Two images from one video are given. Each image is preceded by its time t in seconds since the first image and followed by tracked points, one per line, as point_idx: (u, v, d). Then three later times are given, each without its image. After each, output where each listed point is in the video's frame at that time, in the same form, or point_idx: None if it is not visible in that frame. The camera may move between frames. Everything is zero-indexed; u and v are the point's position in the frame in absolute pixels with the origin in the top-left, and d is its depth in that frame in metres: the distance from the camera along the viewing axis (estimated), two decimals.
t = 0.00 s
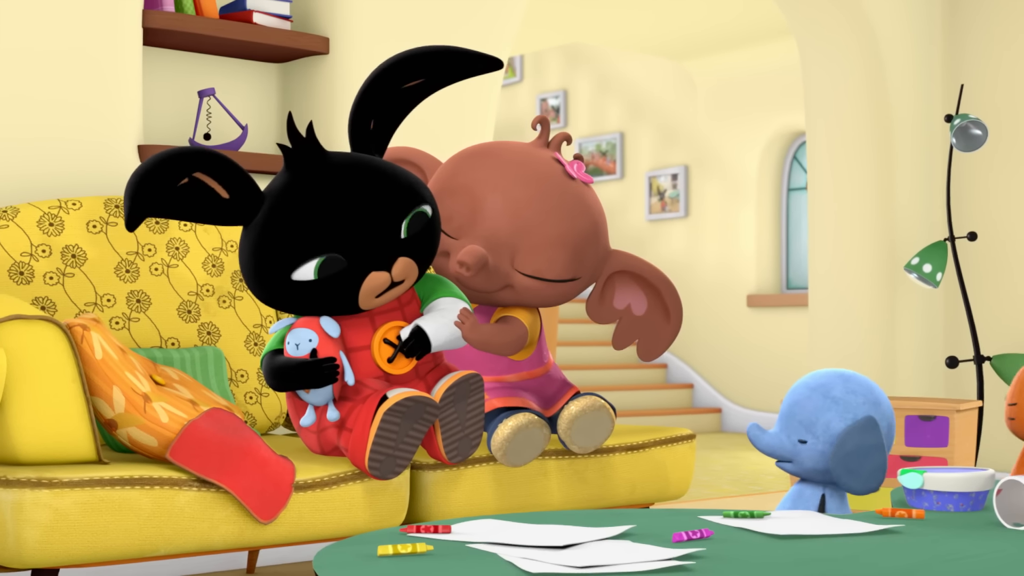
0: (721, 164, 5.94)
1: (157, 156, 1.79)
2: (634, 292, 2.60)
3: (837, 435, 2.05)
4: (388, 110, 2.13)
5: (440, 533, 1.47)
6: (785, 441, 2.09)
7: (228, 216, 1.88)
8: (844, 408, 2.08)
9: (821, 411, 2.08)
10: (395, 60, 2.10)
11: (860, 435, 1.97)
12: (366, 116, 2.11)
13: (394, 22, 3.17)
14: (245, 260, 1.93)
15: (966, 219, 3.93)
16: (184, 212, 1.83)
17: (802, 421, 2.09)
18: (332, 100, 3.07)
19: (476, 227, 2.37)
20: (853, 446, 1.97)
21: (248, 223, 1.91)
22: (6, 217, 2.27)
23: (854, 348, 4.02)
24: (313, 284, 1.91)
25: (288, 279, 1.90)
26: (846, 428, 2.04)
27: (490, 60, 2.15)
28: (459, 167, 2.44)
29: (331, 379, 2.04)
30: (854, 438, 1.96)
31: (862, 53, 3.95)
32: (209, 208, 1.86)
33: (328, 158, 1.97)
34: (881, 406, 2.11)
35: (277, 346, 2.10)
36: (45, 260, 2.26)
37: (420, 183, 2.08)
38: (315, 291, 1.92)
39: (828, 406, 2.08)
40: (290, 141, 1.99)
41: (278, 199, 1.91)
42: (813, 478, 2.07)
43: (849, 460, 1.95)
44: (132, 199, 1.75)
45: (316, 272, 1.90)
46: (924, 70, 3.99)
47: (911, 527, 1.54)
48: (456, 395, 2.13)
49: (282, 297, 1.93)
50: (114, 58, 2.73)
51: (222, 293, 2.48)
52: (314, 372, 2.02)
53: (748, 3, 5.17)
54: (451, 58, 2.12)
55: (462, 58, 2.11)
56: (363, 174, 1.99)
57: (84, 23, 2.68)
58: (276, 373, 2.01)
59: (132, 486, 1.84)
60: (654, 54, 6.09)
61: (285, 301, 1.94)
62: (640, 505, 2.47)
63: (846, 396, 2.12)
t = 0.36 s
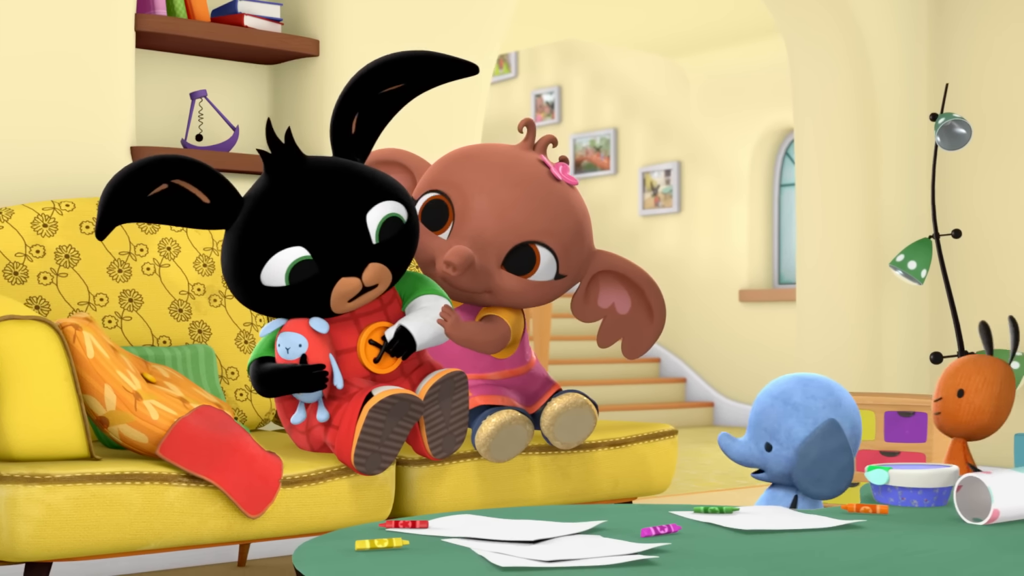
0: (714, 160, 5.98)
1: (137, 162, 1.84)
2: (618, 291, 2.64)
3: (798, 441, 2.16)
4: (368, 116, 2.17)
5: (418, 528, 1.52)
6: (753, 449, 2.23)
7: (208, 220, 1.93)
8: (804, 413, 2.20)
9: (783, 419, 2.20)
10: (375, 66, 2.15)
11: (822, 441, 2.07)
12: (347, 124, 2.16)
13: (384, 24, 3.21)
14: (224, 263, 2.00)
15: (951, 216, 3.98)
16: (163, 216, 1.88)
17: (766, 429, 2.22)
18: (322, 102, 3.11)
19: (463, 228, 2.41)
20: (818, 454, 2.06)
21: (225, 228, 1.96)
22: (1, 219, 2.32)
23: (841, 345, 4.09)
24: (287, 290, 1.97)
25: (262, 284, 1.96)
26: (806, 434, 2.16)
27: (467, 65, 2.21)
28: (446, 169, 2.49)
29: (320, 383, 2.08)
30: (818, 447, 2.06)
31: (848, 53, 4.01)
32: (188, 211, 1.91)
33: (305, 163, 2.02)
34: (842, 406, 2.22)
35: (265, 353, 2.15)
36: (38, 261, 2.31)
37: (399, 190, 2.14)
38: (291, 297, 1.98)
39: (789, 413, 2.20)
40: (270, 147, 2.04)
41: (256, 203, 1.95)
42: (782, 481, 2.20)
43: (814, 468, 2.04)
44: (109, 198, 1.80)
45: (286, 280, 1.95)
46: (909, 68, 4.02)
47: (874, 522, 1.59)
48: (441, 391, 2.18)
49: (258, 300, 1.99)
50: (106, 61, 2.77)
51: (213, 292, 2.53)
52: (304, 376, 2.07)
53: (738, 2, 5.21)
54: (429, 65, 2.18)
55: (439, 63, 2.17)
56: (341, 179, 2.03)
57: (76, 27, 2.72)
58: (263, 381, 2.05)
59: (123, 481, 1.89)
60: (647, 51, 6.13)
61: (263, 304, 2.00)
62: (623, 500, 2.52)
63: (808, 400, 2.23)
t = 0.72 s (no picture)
0: (707, 156, 6.04)
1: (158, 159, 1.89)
2: (604, 289, 2.69)
3: (780, 437, 2.24)
4: (367, 116, 2.23)
5: (396, 522, 1.58)
6: (735, 439, 2.30)
7: (218, 215, 1.99)
8: (789, 411, 2.26)
9: (767, 413, 2.28)
10: (379, 73, 2.22)
11: (803, 441, 2.20)
12: (348, 125, 2.23)
13: (374, 25, 3.27)
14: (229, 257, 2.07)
15: (936, 214, 4.03)
16: (179, 211, 1.93)
17: (750, 421, 2.29)
18: (312, 102, 3.17)
19: (451, 228, 2.44)
20: (796, 453, 2.20)
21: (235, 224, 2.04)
22: None
23: (827, 340, 4.20)
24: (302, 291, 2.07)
25: (276, 283, 2.05)
26: (790, 432, 2.23)
27: (472, 74, 2.29)
28: (434, 169, 2.52)
29: (308, 378, 2.13)
30: (796, 446, 2.19)
31: (835, 50, 4.13)
32: (202, 207, 1.96)
33: (314, 165, 2.10)
34: (827, 407, 2.28)
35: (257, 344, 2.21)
36: (33, 261, 2.37)
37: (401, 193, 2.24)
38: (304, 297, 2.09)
39: (774, 408, 2.27)
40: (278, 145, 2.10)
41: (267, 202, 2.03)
42: (760, 473, 2.29)
43: (792, 467, 2.18)
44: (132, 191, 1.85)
45: (301, 280, 2.05)
46: (894, 67, 4.10)
47: (837, 518, 1.64)
48: (425, 388, 2.23)
49: (267, 296, 2.08)
50: (99, 65, 2.83)
51: (204, 291, 2.59)
52: (290, 370, 2.12)
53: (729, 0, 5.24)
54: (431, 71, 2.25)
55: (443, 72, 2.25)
56: (349, 182, 2.11)
57: (69, 31, 2.78)
58: (254, 367, 2.12)
59: (113, 476, 1.95)
60: (640, 47, 6.17)
61: (271, 301, 2.09)
62: (605, 494, 2.58)
63: (794, 398, 2.29)
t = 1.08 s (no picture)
0: (699, 152, 6.11)
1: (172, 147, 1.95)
2: (589, 287, 2.73)
3: (759, 433, 2.29)
4: (364, 121, 2.29)
5: (375, 517, 1.63)
6: (714, 433, 2.35)
7: (221, 208, 2.04)
8: (768, 407, 2.32)
9: (747, 409, 2.33)
10: (376, 81, 2.27)
11: (781, 437, 2.27)
12: (346, 130, 2.29)
13: (364, 27, 3.33)
14: (227, 251, 2.11)
15: (921, 211, 4.09)
16: (189, 201, 1.98)
17: (730, 416, 2.34)
18: (303, 104, 3.23)
19: (438, 228, 2.49)
20: (773, 449, 2.26)
21: (236, 218, 2.08)
22: None
23: (814, 336, 4.27)
24: (303, 281, 2.12)
25: (278, 273, 2.10)
26: (768, 428, 2.29)
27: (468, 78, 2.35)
28: (421, 169, 2.56)
29: (297, 369, 2.17)
30: (774, 442, 2.26)
31: (823, 49, 4.19)
32: (209, 199, 2.01)
33: (314, 164, 2.16)
34: (805, 405, 2.33)
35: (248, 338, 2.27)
36: (27, 260, 2.42)
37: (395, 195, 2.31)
38: (304, 289, 2.13)
39: (754, 404, 2.32)
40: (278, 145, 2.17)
41: (272, 197, 2.09)
42: (738, 466, 2.34)
43: (770, 463, 2.24)
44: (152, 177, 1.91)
45: (305, 272, 2.10)
46: (881, 65, 4.15)
47: (803, 512, 1.70)
48: (410, 385, 2.28)
49: (267, 288, 2.12)
50: (92, 67, 2.88)
51: (195, 289, 2.65)
52: (280, 362, 2.16)
53: None
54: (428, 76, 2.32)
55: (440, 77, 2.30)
56: (349, 180, 2.18)
57: (62, 34, 2.83)
58: (244, 362, 2.17)
59: (105, 472, 2.00)
60: (634, 43, 6.22)
61: (269, 293, 2.13)
62: (589, 488, 2.64)
63: (773, 395, 2.34)
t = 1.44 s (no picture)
0: (692, 148, 6.20)
1: (164, 147, 2.00)
2: (574, 284, 2.78)
3: (741, 429, 2.23)
4: (354, 124, 2.33)
5: (358, 512, 1.68)
6: (697, 429, 2.27)
7: (211, 208, 2.10)
8: (751, 404, 2.26)
9: (729, 405, 2.26)
10: (366, 86, 2.32)
11: (763, 433, 2.21)
12: (336, 134, 2.33)
13: (354, 28, 3.40)
14: (217, 251, 2.16)
15: (908, 208, 4.17)
16: (179, 201, 2.04)
17: (713, 412, 2.27)
18: (295, 112, 3.28)
19: (424, 229, 2.54)
20: (755, 444, 2.20)
21: (226, 218, 2.14)
22: None
23: (802, 332, 4.36)
24: (290, 282, 2.16)
25: (265, 273, 2.15)
26: (750, 424, 2.23)
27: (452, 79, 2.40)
28: (408, 170, 2.61)
29: (286, 366, 2.23)
30: (755, 438, 2.20)
31: (811, 48, 4.27)
32: (200, 198, 2.07)
33: (304, 166, 2.21)
34: (787, 402, 2.28)
35: (239, 338, 2.32)
36: (22, 259, 2.47)
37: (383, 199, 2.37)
38: (290, 288, 2.18)
39: (736, 401, 2.25)
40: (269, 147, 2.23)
41: (261, 198, 2.13)
42: (720, 462, 2.29)
43: (750, 458, 2.18)
44: (144, 174, 1.96)
45: (290, 272, 2.15)
46: (869, 63, 4.23)
47: (773, 507, 1.74)
48: (398, 382, 2.32)
49: (255, 287, 2.17)
50: (86, 69, 2.93)
51: (187, 287, 2.70)
52: (270, 359, 2.22)
53: None
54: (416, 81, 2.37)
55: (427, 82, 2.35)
56: (338, 182, 2.23)
57: (56, 35, 2.88)
58: (233, 363, 2.21)
59: (97, 467, 2.05)
60: (627, 40, 6.34)
61: (257, 292, 2.18)
62: (573, 483, 2.69)
63: (755, 392, 2.29)
